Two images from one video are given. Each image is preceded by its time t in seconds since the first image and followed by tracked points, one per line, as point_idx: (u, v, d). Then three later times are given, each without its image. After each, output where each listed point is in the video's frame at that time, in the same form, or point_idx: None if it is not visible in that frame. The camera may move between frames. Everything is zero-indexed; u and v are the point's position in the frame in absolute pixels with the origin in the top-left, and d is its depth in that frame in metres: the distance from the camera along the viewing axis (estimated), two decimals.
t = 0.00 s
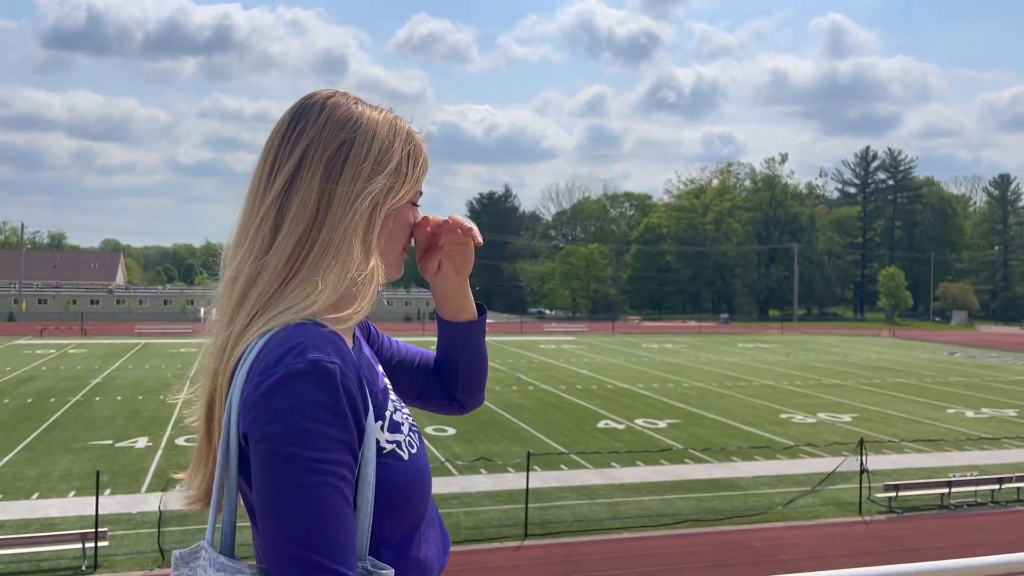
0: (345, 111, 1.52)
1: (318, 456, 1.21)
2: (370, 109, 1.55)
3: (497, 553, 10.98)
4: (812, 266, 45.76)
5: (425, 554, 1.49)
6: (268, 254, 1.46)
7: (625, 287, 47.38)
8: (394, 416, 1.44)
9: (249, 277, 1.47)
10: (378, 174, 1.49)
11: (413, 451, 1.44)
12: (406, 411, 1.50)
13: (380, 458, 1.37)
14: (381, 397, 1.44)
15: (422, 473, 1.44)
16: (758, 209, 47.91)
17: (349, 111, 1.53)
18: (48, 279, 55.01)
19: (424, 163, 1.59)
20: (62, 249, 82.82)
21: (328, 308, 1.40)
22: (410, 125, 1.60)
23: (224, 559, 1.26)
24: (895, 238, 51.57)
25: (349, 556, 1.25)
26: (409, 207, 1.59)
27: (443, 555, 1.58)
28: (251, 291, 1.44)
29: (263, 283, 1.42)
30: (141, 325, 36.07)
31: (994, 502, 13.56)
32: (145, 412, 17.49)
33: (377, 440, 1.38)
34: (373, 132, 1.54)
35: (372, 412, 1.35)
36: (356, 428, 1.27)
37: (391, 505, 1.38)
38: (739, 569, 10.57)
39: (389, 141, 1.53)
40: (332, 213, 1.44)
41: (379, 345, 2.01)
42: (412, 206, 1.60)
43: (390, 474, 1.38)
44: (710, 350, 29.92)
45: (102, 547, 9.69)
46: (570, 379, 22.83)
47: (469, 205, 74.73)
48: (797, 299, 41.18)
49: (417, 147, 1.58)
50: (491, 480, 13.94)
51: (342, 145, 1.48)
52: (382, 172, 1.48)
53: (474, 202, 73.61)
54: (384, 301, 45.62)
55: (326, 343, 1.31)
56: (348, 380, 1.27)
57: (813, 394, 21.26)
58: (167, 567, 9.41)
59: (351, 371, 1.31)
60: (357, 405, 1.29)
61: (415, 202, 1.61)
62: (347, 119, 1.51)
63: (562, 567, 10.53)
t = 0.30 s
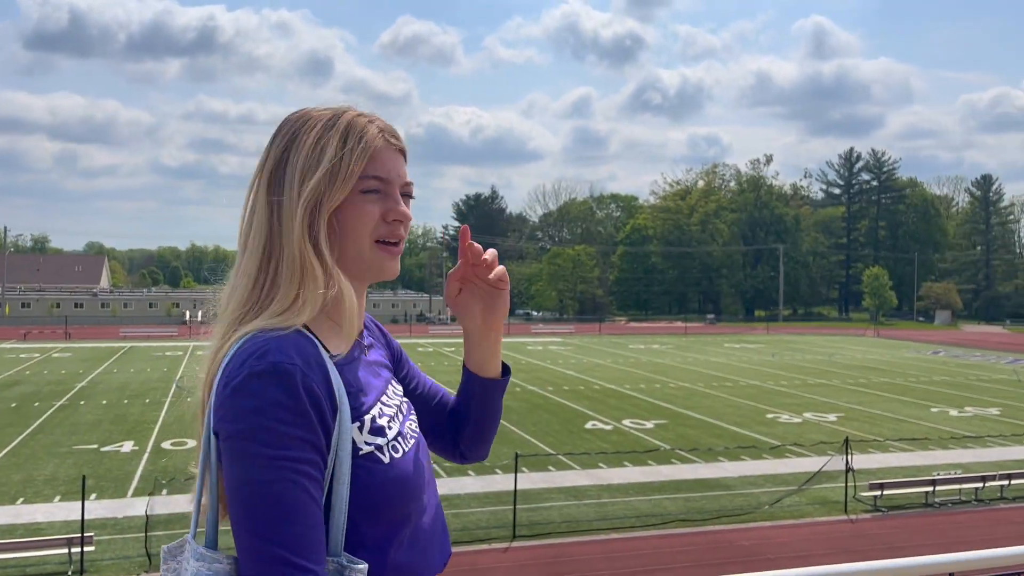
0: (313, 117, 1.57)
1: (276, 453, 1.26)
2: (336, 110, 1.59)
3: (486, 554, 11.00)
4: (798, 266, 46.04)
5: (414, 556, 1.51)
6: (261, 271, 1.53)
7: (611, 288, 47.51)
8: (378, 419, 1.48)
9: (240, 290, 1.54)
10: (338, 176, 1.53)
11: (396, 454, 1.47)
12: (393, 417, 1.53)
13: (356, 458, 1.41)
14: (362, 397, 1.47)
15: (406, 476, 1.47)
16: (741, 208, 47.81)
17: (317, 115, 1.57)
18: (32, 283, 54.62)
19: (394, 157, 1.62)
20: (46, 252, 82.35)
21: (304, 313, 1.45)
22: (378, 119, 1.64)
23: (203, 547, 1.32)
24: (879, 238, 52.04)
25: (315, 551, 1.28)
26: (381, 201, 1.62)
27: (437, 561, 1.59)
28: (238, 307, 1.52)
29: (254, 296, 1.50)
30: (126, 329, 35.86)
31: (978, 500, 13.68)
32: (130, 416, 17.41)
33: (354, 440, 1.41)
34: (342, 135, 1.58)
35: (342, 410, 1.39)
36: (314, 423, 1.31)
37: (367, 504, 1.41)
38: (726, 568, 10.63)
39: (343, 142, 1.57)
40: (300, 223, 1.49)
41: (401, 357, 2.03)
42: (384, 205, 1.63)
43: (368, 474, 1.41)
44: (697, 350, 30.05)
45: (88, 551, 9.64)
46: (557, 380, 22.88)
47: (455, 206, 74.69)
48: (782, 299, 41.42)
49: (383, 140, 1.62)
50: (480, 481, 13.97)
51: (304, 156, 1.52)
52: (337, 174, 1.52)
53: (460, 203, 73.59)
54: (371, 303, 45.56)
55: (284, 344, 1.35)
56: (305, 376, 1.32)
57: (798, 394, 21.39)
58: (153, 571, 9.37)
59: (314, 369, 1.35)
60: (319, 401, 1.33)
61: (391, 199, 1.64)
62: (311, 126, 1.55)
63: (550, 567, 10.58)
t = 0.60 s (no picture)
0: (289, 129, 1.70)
1: (215, 450, 1.28)
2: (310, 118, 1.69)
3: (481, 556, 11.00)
4: (790, 267, 46.13)
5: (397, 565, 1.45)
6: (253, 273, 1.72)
7: (604, 289, 47.55)
8: (354, 426, 1.45)
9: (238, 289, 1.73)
10: (294, 182, 1.63)
11: (372, 461, 1.44)
12: (378, 425, 1.49)
13: (319, 463, 1.38)
14: (335, 406, 1.44)
15: (379, 485, 1.42)
16: (734, 210, 47.24)
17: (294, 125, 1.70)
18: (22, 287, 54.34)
19: (359, 163, 1.65)
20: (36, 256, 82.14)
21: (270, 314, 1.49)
22: (349, 122, 1.67)
23: (172, 535, 1.42)
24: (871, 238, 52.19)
25: (252, 552, 1.29)
26: (347, 205, 1.66)
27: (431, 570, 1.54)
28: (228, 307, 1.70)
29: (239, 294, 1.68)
30: (117, 333, 35.68)
31: (971, 498, 13.73)
32: (123, 420, 17.35)
33: (318, 445, 1.39)
34: (312, 142, 1.66)
35: (305, 412, 1.38)
36: (259, 422, 1.31)
37: (333, 510, 1.38)
38: (720, 568, 10.64)
39: (310, 150, 1.64)
40: (269, 230, 1.65)
41: (439, 371, 1.97)
42: (351, 207, 1.66)
43: (333, 480, 1.38)
44: (689, 351, 30.07)
45: (80, 557, 9.60)
46: (551, 381, 22.89)
47: (447, 207, 74.71)
48: (775, 300, 41.50)
49: (352, 144, 1.65)
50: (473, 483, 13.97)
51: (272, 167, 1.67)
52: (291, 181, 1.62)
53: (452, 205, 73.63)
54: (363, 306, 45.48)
55: (236, 339, 1.40)
56: (252, 374, 1.33)
57: (791, 394, 21.44)
58: None
59: (268, 372, 1.35)
60: (269, 400, 1.33)
61: (361, 203, 1.66)
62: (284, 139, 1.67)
63: (543, 569, 10.58)
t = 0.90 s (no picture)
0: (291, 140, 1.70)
1: (202, 452, 1.30)
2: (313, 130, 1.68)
3: (480, 558, 10.99)
4: (787, 267, 46.22)
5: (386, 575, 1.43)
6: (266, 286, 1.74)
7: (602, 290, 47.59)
8: (349, 434, 1.43)
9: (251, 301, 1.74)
10: (300, 198, 1.63)
11: (364, 467, 1.41)
12: (375, 433, 1.47)
13: (309, 470, 1.38)
14: (331, 414, 1.43)
15: (369, 491, 1.40)
16: (731, 211, 47.70)
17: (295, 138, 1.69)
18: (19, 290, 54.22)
19: (365, 173, 1.65)
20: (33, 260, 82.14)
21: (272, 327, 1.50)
22: (356, 133, 1.66)
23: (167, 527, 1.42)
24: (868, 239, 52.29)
25: (226, 552, 1.31)
26: (358, 216, 1.66)
27: None
28: (238, 314, 1.70)
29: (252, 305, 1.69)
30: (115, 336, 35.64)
31: (969, 498, 13.74)
32: (120, 423, 17.33)
33: (309, 453, 1.38)
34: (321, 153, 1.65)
35: (297, 420, 1.38)
36: (246, 426, 1.32)
37: (323, 516, 1.37)
38: (719, 569, 10.64)
39: (316, 163, 1.64)
40: (280, 247, 1.67)
41: (451, 386, 1.94)
42: (358, 216, 1.65)
43: (322, 485, 1.37)
44: (687, 352, 30.09)
45: (78, 560, 9.56)
46: (549, 382, 22.90)
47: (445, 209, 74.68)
48: (772, 301, 41.61)
49: (358, 155, 1.65)
50: (472, 485, 13.96)
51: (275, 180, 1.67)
52: (296, 197, 1.61)
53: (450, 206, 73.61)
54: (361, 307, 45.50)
55: (230, 348, 1.42)
56: (240, 379, 1.34)
57: (788, 395, 21.46)
58: None
59: (261, 379, 1.36)
60: (258, 407, 1.34)
61: (366, 212, 1.65)
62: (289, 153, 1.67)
63: (543, 570, 10.59)
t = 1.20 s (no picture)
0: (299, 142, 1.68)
1: (191, 456, 1.31)
2: (323, 131, 1.67)
3: (481, 558, 11.00)
4: (789, 266, 46.24)
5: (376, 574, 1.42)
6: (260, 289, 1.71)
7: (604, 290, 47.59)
8: (337, 436, 1.43)
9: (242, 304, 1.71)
10: (307, 200, 1.61)
11: (352, 469, 1.41)
12: (364, 435, 1.47)
13: (296, 472, 1.38)
14: (318, 416, 1.43)
15: (357, 491, 1.40)
16: (733, 211, 47.65)
17: (306, 140, 1.68)
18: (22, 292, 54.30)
19: (375, 184, 1.65)
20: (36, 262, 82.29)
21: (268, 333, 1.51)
22: (365, 141, 1.66)
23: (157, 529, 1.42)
24: (870, 238, 52.30)
25: (214, 558, 1.32)
26: (367, 226, 1.66)
27: None
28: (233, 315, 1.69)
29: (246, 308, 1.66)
30: (117, 338, 35.66)
31: (971, 498, 13.71)
32: (123, 425, 17.34)
33: (297, 455, 1.38)
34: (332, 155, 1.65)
35: (282, 425, 1.38)
36: (232, 432, 1.32)
37: (308, 519, 1.37)
38: (720, 569, 10.64)
39: (323, 170, 1.62)
40: (284, 251, 1.64)
41: (446, 386, 1.93)
42: (365, 224, 1.65)
43: (310, 487, 1.38)
44: (689, 352, 30.12)
45: (80, 562, 9.59)
46: (551, 383, 22.92)
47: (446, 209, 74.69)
48: (774, 301, 41.63)
49: (369, 164, 1.65)
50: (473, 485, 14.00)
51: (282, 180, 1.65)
52: (302, 200, 1.59)
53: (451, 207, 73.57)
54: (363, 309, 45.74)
55: (221, 352, 1.43)
56: (226, 386, 1.35)
57: (790, 394, 21.44)
58: None
59: (248, 384, 1.37)
60: (244, 413, 1.34)
61: (375, 221, 1.65)
62: (297, 151, 1.65)
63: (544, 570, 10.59)
